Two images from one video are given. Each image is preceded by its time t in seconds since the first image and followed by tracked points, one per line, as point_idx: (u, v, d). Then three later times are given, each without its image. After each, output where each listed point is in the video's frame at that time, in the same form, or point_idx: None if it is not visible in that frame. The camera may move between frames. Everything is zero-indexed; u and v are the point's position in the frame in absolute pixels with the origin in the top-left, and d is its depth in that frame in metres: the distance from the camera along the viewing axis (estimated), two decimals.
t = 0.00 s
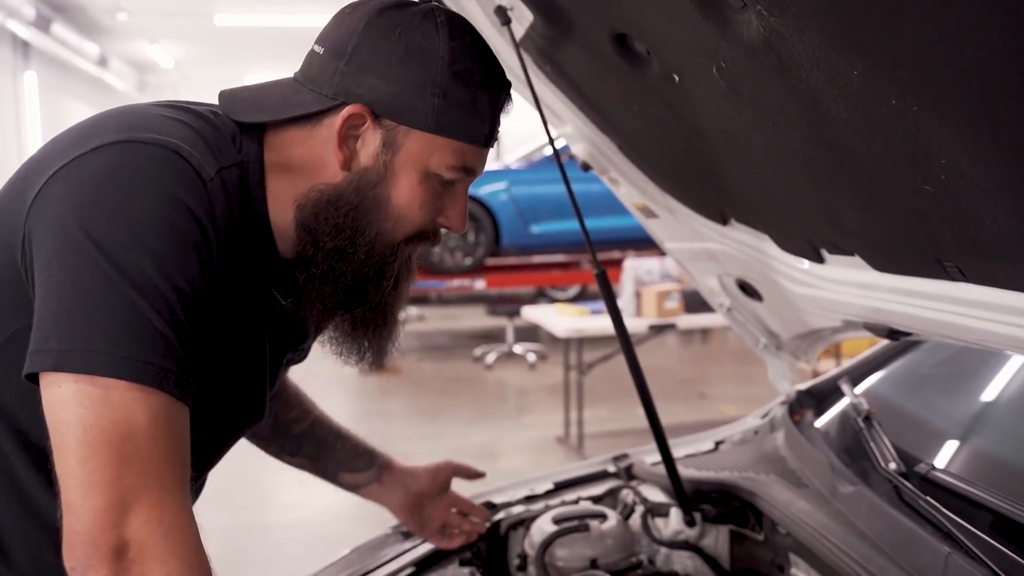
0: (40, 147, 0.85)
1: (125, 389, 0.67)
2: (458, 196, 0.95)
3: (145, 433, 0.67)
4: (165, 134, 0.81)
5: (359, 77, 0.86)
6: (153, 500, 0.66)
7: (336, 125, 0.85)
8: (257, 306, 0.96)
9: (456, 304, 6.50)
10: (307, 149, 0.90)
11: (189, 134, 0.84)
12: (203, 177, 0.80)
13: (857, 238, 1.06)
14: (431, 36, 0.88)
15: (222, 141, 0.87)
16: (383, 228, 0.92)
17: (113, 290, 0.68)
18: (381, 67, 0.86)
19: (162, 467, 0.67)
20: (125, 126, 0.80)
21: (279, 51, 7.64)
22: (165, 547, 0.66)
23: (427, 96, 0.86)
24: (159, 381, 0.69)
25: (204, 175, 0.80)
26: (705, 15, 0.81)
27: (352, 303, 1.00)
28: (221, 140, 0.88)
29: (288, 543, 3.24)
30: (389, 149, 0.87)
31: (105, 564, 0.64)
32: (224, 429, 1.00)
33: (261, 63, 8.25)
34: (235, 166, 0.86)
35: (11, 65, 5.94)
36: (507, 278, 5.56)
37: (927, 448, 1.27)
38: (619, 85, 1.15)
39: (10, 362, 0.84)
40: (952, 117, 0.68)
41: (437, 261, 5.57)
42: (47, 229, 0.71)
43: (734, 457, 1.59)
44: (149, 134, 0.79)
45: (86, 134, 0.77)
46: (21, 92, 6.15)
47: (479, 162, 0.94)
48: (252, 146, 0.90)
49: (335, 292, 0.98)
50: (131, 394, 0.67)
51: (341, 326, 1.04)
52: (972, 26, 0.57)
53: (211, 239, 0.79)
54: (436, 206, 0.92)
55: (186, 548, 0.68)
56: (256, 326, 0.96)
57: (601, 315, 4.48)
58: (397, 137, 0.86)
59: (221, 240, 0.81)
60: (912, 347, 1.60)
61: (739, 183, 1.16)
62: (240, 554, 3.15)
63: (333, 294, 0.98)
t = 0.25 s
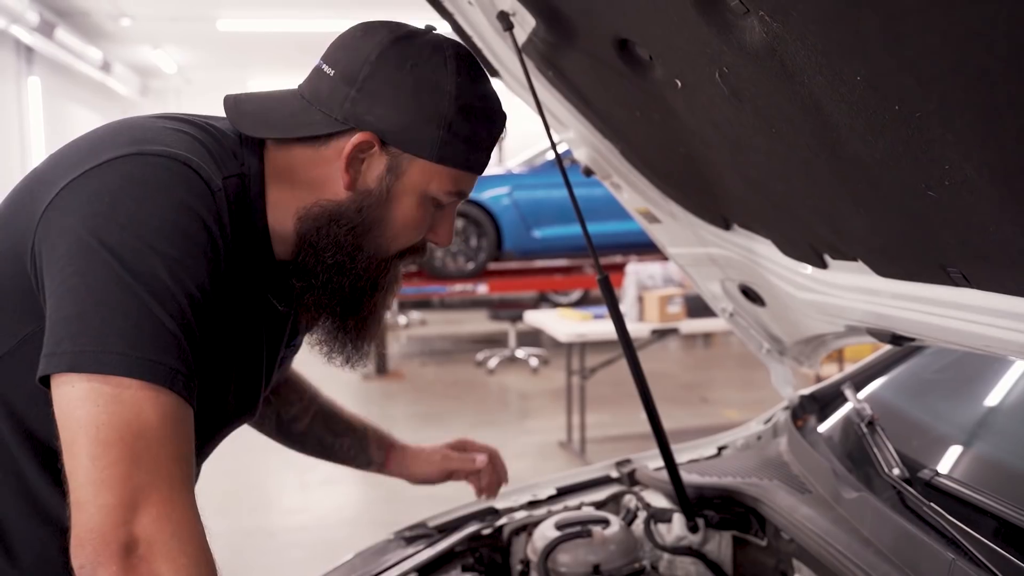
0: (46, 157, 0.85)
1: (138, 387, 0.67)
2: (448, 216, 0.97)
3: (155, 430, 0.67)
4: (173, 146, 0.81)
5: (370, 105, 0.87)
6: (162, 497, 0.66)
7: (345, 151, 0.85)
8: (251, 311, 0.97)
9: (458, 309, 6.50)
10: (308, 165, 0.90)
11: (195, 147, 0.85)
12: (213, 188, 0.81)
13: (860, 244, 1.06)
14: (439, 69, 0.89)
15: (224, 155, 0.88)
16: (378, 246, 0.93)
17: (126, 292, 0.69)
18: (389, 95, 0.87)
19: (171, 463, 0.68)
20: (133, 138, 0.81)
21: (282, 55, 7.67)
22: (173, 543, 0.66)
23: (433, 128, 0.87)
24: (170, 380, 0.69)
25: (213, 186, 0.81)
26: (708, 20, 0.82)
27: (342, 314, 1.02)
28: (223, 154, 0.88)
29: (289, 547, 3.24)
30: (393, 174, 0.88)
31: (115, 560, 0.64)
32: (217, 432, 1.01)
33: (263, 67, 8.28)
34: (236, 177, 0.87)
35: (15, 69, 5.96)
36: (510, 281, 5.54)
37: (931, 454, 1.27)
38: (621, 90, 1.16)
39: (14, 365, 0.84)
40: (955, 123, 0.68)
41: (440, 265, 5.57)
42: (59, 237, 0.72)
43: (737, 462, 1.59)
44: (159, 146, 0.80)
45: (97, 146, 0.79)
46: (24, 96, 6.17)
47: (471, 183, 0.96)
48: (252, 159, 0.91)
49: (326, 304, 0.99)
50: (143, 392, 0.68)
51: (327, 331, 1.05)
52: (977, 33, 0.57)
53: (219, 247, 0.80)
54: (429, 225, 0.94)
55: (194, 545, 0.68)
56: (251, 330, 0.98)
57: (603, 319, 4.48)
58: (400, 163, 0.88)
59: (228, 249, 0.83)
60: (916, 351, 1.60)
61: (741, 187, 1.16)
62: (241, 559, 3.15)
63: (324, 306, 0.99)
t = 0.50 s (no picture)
0: (57, 165, 0.86)
1: (148, 382, 0.68)
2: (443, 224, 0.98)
3: (166, 424, 0.68)
4: (183, 156, 0.82)
5: (367, 120, 0.87)
6: (171, 490, 0.67)
7: (346, 163, 0.86)
8: (251, 318, 0.97)
9: (462, 310, 6.50)
10: (308, 178, 0.90)
11: (203, 156, 0.86)
12: (219, 196, 0.82)
13: (865, 245, 1.06)
14: (435, 86, 0.90)
15: (228, 163, 0.89)
16: (375, 255, 0.94)
17: (137, 292, 0.69)
18: (388, 111, 0.87)
19: (180, 456, 0.69)
20: (144, 148, 0.81)
21: (285, 57, 7.68)
22: (180, 535, 0.68)
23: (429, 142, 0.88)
24: (178, 375, 0.70)
25: (220, 195, 0.82)
26: (712, 21, 0.82)
27: (341, 324, 1.02)
28: (227, 162, 0.89)
29: (293, 549, 3.24)
30: (392, 186, 0.89)
31: (125, 550, 0.66)
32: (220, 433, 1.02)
33: (267, 69, 8.30)
34: (238, 185, 0.88)
35: (20, 72, 5.99)
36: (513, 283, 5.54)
37: (935, 455, 1.27)
38: (626, 93, 1.16)
39: (24, 365, 0.85)
40: (959, 122, 0.68)
41: (444, 266, 5.58)
42: (71, 242, 0.73)
43: (742, 463, 1.59)
44: (169, 154, 0.81)
45: (109, 155, 0.80)
46: (29, 98, 6.19)
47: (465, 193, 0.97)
48: (255, 169, 0.91)
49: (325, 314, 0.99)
50: (153, 387, 0.68)
51: (323, 340, 1.05)
52: (981, 33, 0.57)
53: (227, 254, 0.81)
54: (425, 233, 0.96)
55: (200, 535, 0.69)
56: (250, 338, 0.98)
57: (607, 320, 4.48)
58: (399, 176, 0.88)
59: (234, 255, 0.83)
60: (921, 352, 1.60)
61: (745, 188, 1.16)
62: (245, 560, 3.16)
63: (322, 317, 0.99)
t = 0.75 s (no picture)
0: (69, 171, 0.88)
1: (159, 380, 0.69)
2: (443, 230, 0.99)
3: (177, 419, 0.69)
4: (192, 165, 0.83)
5: (379, 127, 0.88)
6: (182, 484, 0.68)
7: (354, 167, 0.86)
8: (256, 317, 0.98)
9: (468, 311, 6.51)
10: (315, 178, 0.91)
11: (212, 164, 0.87)
12: (228, 203, 0.83)
13: (872, 245, 1.05)
14: (447, 100, 0.90)
15: (236, 168, 0.90)
16: (375, 257, 0.95)
17: (148, 295, 0.70)
18: (399, 120, 0.88)
19: (190, 451, 0.69)
20: (155, 157, 0.83)
21: (291, 59, 7.70)
22: (191, 528, 0.68)
23: (437, 153, 0.88)
24: (187, 375, 0.70)
25: (229, 203, 0.83)
26: (718, 22, 0.82)
27: (342, 321, 1.03)
28: (237, 167, 0.90)
29: (300, 550, 3.25)
30: (397, 192, 0.89)
31: (138, 544, 0.66)
32: (224, 430, 1.03)
33: (272, 71, 8.32)
34: (246, 189, 0.89)
35: (27, 74, 6.02)
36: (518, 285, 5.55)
37: (942, 456, 1.26)
38: (633, 93, 1.16)
39: (41, 362, 0.86)
40: (965, 123, 0.68)
41: (449, 268, 5.59)
42: (85, 249, 0.74)
43: (748, 464, 1.59)
44: (178, 164, 0.82)
45: (121, 165, 0.81)
46: (36, 101, 6.22)
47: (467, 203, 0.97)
48: (263, 167, 0.93)
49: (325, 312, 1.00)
50: (164, 384, 0.69)
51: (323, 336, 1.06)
52: (987, 33, 0.57)
53: (236, 260, 0.82)
54: (425, 240, 0.96)
55: (209, 529, 0.70)
56: (257, 335, 1.00)
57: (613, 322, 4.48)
58: (405, 183, 0.89)
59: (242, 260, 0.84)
60: (927, 352, 1.59)
61: (750, 189, 1.16)
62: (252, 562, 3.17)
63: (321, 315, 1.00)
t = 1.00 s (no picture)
0: (85, 172, 0.89)
1: (167, 379, 0.69)
2: (443, 227, 0.96)
3: (185, 415, 0.69)
4: (203, 168, 0.84)
5: (374, 111, 0.88)
6: (189, 481, 0.69)
7: (347, 146, 0.87)
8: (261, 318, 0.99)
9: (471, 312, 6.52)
10: (313, 168, 0.92)
11: (223, 167, 0.87)
12: (240, 207, 0.84)
13: (874, 246, 1.05)
14: (443, 86, 0.91)
15: (247, 168, 0.91)
16: (369, 248, 0.93)
17: (160, 297, 0.71)
18: (394, 103, 0.89)
19: (198, 448, 0.70)
20: (166, 161, 0.83)
21: (293, 60, 7.71)
22: (199, 525, 0.69)
23: (431, 135, 0.88)
24: (196, 374, 0.71)
25: (240, 206, 0.84)
26: (720, 23, 0.82)
27: (343, 319, 1.01)
28: (246, 165, 0.91)
29: (302, 550, 3.25)
30: (389, 174, 0.88)
31: (146, 540, 0.67)
32: (232, 430, 1.04)
33: (275, 72, 8.34)
34: (257, 189, 0.90)
35: (31, 75, 6.05)
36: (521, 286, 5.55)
37: (944, 457, 1.26)
38: (635, 94, 1.16)
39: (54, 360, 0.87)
40: (968, 122, 0.68)
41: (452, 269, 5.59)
42: (99, 252, 0.75)
43: (751, 464, 1.59)
44: (192, 168, 0.83)
45: (134, 169, 0.82)
46: (40, 102, 6.24)
47: (467, 199, 0.95)
48: (272, 165, 0.94)
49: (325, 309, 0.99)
50: (172, 383, 0.69)
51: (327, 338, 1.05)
52: (988, 33, 0.57)
53: (247, 262, 0.83)
54: (421, 235, 0.94)
55: (216, 527, 0.71)
56: (264, 336, 1.00)
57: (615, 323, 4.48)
58: (397, 166, 0.88)
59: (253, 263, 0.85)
60: (930, 353, 1.59)
61: (753, 190, 1.16)
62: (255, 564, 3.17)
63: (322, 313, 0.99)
